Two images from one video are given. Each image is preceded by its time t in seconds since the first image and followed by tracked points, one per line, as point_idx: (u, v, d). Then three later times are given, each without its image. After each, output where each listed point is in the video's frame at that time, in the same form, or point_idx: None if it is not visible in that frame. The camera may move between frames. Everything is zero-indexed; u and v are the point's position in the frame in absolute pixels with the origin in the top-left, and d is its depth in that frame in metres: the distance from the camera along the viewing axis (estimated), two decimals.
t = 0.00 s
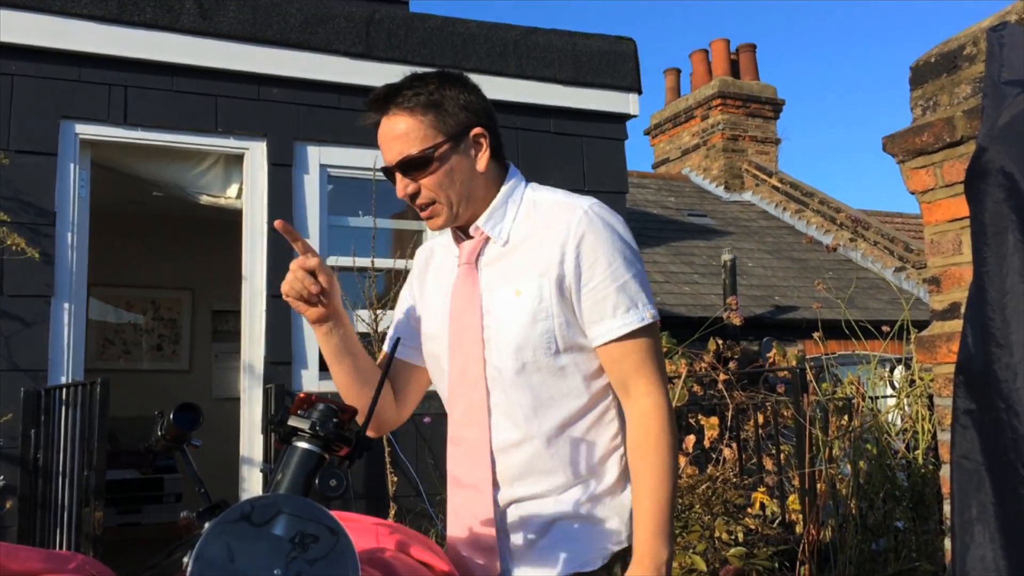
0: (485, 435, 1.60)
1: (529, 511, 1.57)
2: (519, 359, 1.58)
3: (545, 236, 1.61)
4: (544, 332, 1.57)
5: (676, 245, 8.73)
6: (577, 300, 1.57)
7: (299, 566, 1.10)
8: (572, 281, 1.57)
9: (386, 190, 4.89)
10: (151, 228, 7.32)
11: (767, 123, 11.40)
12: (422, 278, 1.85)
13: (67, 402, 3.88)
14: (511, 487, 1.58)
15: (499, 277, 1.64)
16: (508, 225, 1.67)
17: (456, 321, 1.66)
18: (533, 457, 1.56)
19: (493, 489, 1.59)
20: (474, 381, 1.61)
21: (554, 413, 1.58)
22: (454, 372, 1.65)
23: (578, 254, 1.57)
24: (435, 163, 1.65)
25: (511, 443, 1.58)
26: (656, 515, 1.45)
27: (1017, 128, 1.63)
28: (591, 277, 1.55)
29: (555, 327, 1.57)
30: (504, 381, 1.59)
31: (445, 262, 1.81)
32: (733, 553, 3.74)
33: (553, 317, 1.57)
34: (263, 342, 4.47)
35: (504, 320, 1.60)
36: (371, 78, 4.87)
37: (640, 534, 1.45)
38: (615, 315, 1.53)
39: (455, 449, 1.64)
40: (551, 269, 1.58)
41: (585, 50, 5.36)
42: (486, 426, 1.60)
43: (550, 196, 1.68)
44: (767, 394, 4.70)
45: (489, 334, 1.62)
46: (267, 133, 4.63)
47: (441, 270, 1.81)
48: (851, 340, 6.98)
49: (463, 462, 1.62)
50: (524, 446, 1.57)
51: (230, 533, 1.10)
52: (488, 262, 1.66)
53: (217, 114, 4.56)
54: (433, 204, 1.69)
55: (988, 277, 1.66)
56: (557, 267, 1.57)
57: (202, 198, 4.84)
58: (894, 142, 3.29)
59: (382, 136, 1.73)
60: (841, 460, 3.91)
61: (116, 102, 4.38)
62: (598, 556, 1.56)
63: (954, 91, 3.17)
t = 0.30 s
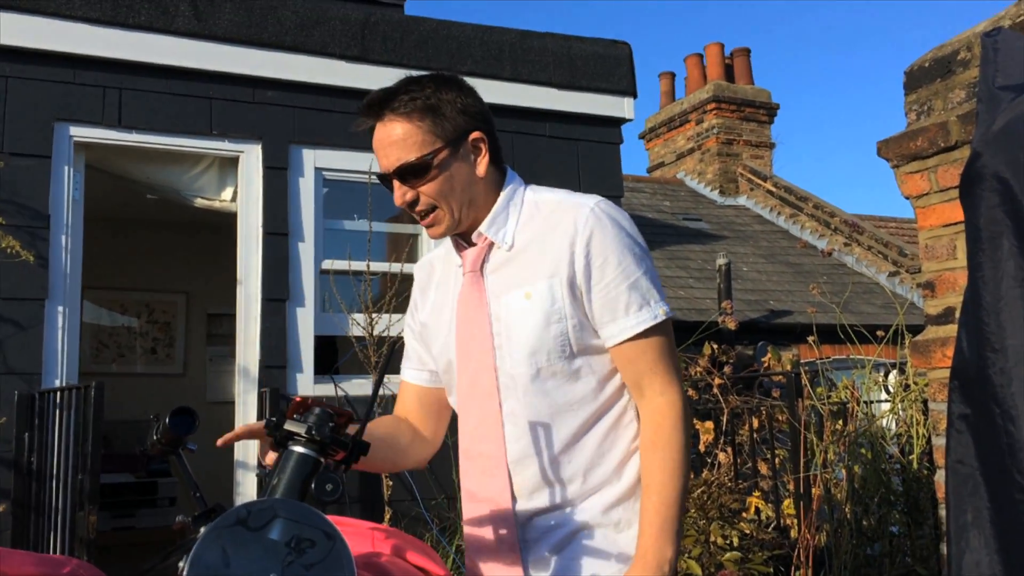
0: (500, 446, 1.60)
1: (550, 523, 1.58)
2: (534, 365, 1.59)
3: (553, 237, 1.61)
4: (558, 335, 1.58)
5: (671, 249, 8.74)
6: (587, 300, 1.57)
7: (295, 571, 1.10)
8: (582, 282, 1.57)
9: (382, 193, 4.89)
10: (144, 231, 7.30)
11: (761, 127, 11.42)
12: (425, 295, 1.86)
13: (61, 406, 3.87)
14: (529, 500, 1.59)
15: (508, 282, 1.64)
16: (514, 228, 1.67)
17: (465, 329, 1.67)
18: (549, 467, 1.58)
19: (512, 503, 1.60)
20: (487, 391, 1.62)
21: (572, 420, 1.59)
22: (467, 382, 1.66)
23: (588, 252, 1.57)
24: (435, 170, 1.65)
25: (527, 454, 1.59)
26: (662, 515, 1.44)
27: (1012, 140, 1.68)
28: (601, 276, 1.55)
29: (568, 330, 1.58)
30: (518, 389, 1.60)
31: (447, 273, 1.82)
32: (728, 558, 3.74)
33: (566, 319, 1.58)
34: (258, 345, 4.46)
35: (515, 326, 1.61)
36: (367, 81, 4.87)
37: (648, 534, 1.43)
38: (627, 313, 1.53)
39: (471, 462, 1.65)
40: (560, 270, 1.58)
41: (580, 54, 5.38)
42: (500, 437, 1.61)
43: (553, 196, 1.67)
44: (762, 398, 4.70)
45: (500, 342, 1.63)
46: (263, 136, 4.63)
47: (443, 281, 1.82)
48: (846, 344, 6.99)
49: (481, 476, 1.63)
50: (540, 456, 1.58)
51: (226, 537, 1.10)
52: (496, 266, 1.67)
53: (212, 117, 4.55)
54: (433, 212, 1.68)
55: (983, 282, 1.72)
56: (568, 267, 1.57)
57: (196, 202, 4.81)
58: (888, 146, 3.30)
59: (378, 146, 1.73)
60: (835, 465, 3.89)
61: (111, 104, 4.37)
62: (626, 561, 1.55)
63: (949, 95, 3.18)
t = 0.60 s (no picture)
0: (502, 442, 1.59)
1: (555, 518, 1.58)
2: (535, 359, 1.59)
3: (552, 232, 1.62)
4: (560, 330, 1.58)
5: (664, 241, 8.75)
6: (589, 294, 1.58)
7: (290, 562, 1.10)
8: (583, 277, 1.57)
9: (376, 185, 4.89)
10: (138, 223, 7.29)
11: (755, 119, 11.43)
12: (416, 291, 1.87)
13: (54, 399, 3.86)
14: (532, 495, 1.59)
15: (507, 277, 1.64)
16: (510, 222, 1.67)
17: (462, 325, 1.66)
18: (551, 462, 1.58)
19: (515, 498, 1.59)
20: (486, 387, 1.61)
21: (573, 414, 1.59)
22: (464, 378, 1.64)
23: (588, 246, 1.57)
24: (428, 167, 1.63)
25: (529, 448, 1.58)
26: (682, 503, 1.47)
27: (1005, 124, 1.56)
28: (602, 269, 1.57)
29: (570, 324, 1.59)
30: (520, 383, 1.59)
31: (440, 267, 1.82)
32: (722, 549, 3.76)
33: (568, 313, 1.58)
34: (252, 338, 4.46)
35: (516, 321, 1.61)
36: (360, 73, 4.85)
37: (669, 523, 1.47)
38: (630, 307, 1.55)
39: (469, 457, 1.64)
40: (561, 264, 1.58)
41: (574, 46, 5.37)
42: (500, 432, 1.60)
43: (548, 190, 1.68)
44: (755, 389, 4.71)
45: (499, 338, 1.63)
46: (256, 128, 4.61)
47: (436, 277, 1.82)
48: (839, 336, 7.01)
49: (481, 472, 1.62)
50: (542, 451, 1.58)
51: (221, 529, 1.10)
52: (493, 262, 1.67)
53: (205, 109, 4.54)
54: (427, 208, 1.68)
55: (977, 273, 1.60)
56: (569, 262, 1.58)
57: (190, 194, 4.79)
58: (882, 138, 3.30)
59: (367, 142, 1.71)
60: (829, 456, 3.91)
61: (104, 96, 4.35)
62: (630, 552, 1.56)
63: (943, 87, 3.19)
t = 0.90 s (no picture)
0: (491, 429, 1.60)
1: (538, 506, 1.58)
2: (531, 349, 1.59)
3: (554, 228, 1.64)
4: (557, 322, 1.59)
5: (660, 237, 8.76)
6: (587, 289, 1.59)
7: (284, 556, 1.10)
8: (583, 272, 1.59)
9: (371, 180, 4.88)
10: (133, 218, 7.28)
11: (750, 114, 11.43)
12: (402, 272, 1.84)
13: (48, 393, 3.85)
14: (518, 483, 1.59)
15: (506, 268, 1.65)
16: (511, 216, 1.68)
17: (458, 312, 1.66)
18: (539, 450, 1.58)
19: (501, 485, 1.59)
20: (479, 374, 1.61)
21: (564, 405, 1.60)
22: (455, 365, 1.64)
23: (591, 245, 1.59)
24: (454, 156, 1.63)
25: (518, 436, 1.58)
26: (663, 497, 1.50)
27: (999, 117, 1.56)
28: (603, 267, 1.59)
29: (567, 318, 1.60)
30: (514, 372, 1.60)
31: (432, 250, 1.81)
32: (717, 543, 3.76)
33: (566, 307, 1.59)
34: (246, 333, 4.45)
35: (513, 311, 1.61)
36: (355, 67, 4.84)
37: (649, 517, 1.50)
38: (627, 305, 1.58)
39: (456, 443, 1.63)
40: (564, 258, 1.60)
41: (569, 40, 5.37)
42: (491, 419, 1.60)
43: (551, 188, 1.70)
44: (750, 384, 4.72)
45: (494, 326, 1.63)
46: (251, 122, 4.60)
47: (426, 260, 1.81)
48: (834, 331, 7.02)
49: (467, 459, 1.61)
50: (531, 439, 1.58)
51: (214, 523, 1.10)
52: (491, 252, 1.68)
53: (199, 103, 4.52)
54: (444, 196, 1.67)
55: (969, 267, 1.60)
56: (571, 256, 1.59)
57: (184, 188, 4.78)
58: (876, 133, 3.31)
59: (383, 124, 1.66)
60: (822, 450, 3.93)
61: (97, 90, 4.34)
62: (614, 546, 1.57)
63: (936, 82, 3.19)
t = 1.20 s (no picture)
0: (492, 406, 1.63)
1: (532, 482, 1.63)
2: (535, 331, 1.64)
3: (558, 218, 1.71)
4: (559, 306, 1.65)
5: (662, 216, 8.73)
6: (589, 277, 1.67)
7: (289, 531, 1.11)
8: (587, 261, 1.67)
9: (373, 159, 4.86)
10: (135, 199, 7.27)
11: (753, 92, 11.36)
12: (395, 247, 1.80)
13: (52, 373, 3.86)
14: (516, 458, 1.63)
15: (509, 253, 1.70)
16: (516, 204, 1.73)
17: (459, 292, 1.68)
18: (538, 426, 1.64)
19: (498, 462, 1.62)
20: (482, 352, 1.65)
21: (561, 385, 1.66)
22: (455, 344, 1.66)
23: (595, 236, 1.68)
24: (467, 139, 1.63)
25: (518, 413, 1.63)
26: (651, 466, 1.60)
27: (1008, 87, 1.54)
28: (604, 258, 1.68)
29: (568, 303, 1.66)
30: (516, 352, 1.64)
31: (430, 226, 1.80)
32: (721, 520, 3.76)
33: (568, 293, 1.66)
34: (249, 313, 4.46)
35: (517, 293, 1.66)
36: (356, 45, 4.82)
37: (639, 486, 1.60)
38: (624, 294, 1.68)
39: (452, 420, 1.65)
40: (569, 247, 1.67)
41: (571, 17, 5.35)
42: (491, 396, 1.63)
43: (550, 179, 1.77)
44: (753, 363, 4.72)
45: (496, 307, 1.67)
46: (252, 101, 4.58)
47: (421, 235, 1.79)
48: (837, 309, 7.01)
49: (464, 436, 1.63)
50: (532, 416, 1.63)
51: (218, 501, 1.09)
52: (495, 237, 1.72)
53: (200, 82, 4.50)
54: (451, 179, 1.67)
55: (975, 242, 1.59)
56: (577, 245, 1.67)
57: (186, 168, 4.77)
58: (881, 108, 3.29)
59: (397, 102, 1.65)
60: (826, 428, 3.95)
61: (98, 70, 4.32)
62: (598, 522, 1.63)
63: (943, 56, 3.17)
